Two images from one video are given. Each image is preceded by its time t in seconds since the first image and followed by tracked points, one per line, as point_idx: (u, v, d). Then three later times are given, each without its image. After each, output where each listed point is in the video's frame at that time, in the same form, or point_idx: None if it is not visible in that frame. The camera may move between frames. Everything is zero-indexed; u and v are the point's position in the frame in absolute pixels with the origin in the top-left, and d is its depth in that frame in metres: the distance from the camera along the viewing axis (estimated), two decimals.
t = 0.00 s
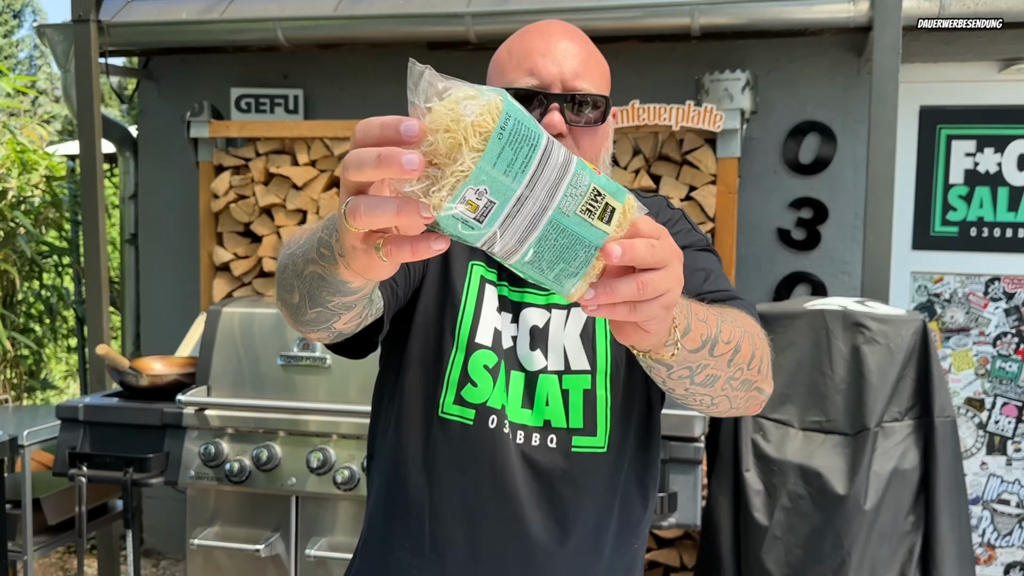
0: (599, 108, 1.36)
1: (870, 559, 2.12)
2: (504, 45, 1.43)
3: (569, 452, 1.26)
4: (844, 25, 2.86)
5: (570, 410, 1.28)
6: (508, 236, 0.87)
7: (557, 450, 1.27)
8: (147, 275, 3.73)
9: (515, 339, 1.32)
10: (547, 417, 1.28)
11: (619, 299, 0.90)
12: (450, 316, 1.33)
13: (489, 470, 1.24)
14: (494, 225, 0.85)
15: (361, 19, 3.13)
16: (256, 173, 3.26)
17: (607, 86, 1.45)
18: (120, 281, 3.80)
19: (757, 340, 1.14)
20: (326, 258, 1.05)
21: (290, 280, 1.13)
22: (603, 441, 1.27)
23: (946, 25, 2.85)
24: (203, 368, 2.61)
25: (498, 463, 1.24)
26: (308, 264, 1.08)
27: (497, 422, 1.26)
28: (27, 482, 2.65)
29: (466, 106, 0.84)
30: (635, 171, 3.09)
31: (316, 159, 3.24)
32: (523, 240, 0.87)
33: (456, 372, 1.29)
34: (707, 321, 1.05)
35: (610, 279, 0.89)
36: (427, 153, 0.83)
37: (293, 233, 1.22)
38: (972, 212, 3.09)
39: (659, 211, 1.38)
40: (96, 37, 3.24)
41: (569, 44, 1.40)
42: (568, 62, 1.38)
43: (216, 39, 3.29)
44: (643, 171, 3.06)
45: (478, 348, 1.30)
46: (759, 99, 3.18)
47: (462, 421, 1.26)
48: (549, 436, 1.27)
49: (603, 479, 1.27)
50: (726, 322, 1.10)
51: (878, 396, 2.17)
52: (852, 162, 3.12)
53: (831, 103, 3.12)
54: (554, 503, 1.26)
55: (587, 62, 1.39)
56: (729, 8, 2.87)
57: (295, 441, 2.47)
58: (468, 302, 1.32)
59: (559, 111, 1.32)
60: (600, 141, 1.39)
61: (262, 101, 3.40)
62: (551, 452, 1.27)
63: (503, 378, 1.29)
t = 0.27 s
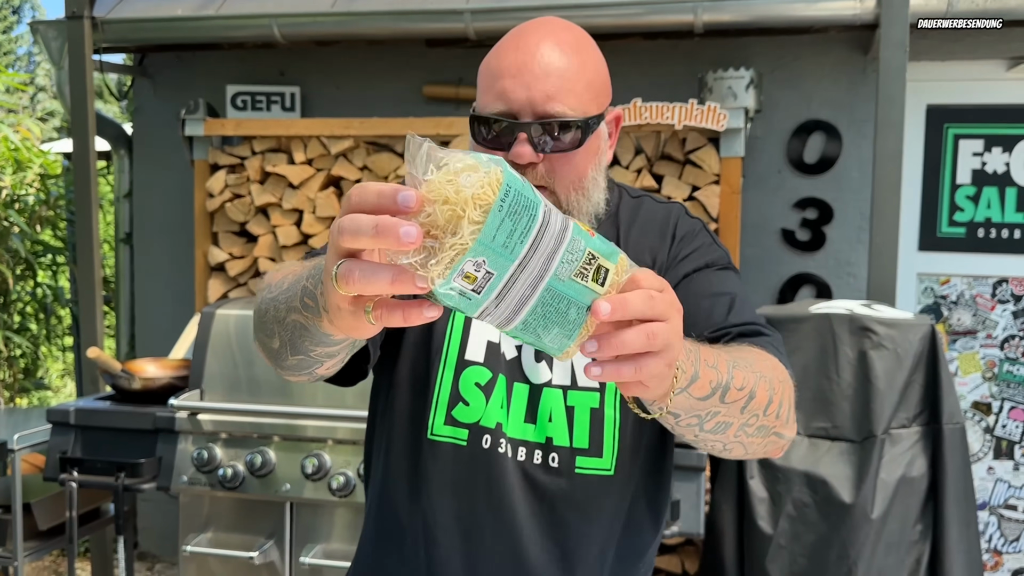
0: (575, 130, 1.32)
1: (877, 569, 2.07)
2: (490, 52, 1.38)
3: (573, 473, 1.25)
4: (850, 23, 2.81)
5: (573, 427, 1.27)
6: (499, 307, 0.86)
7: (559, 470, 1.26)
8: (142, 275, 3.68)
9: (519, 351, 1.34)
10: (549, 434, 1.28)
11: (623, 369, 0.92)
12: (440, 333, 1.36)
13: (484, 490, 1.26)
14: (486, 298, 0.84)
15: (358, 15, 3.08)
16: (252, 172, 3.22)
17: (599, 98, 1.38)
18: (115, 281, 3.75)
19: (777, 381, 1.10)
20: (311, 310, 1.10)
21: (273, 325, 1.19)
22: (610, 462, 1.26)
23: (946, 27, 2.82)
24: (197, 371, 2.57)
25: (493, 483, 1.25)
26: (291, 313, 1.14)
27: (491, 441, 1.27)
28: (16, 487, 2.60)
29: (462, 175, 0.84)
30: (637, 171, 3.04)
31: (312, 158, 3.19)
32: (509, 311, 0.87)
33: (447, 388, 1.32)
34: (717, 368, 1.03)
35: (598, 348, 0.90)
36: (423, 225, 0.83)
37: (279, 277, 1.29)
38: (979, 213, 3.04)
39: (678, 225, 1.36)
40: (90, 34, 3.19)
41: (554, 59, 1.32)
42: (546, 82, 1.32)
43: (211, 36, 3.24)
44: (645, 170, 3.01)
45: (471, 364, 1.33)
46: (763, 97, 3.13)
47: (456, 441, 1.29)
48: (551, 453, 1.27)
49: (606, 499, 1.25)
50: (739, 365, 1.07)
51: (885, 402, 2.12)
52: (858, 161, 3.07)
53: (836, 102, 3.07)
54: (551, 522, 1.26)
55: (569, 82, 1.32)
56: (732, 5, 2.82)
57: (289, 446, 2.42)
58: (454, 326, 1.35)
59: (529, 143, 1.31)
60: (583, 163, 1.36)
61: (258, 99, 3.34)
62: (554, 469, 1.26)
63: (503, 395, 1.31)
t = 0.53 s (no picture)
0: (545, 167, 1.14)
1: None
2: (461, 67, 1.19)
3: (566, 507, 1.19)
4: (853, 22, 2.78)
5: (565, 460, 1.20)
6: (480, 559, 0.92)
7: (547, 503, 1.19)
8: (140, 276, 3.66)
9: (507, 377, 1.23)
10: (538, 466, 1.20)
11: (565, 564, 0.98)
12: (406, 370, 1.29)
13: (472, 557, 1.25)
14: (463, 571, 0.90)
15: (357, 14, 3.05)
16: (250, 172, 3.19)
17: (580, 120, 1.17)
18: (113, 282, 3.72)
19: (781, 499, 1.14)
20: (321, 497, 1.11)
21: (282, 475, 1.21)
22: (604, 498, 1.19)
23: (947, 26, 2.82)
24: (193, 372, 2.54)
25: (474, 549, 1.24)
26: (303, 489, 1.15)
27: (472, 477, 1.21)
28: (10, 490, 2.57)
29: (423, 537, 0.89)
30: (638, 172, 3.00)
31: (311, 158, 3.17)
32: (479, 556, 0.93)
33: (420, 420, 1.27)
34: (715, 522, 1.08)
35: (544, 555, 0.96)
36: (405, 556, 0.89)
37: (287, 404, 1.25)
38: (985, 215, 3.01)
39: (709, 256, 1.24)
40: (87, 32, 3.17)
41: (524, 83, 1.11)
42: (509, 113, 1.12)
43: (209, 35, 3.22)
44: (647, 171, 2.98)
45: (442, 397, 1.26)
46: (766, 97, 3.10)
47: (430, 476, 1.24)
48: (540, 487, 1.19)
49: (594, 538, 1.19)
50: (740, 503, 1.09)
51: (889, 406, 2.09)
52: (861, 162, 3.04)
53: (840, 102, 3.04)
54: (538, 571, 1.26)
55: (537, 112, 1.12)
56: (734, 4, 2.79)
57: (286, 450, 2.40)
58: (423, 358, 1.29)
59: (495, 183, 1.15)
60: (562, 195, 1.19)
61: (257, 99, 3.32)
62: (541, 504, 1.19)
63: (485, 426, 1.23)
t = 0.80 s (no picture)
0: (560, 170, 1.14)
1: None
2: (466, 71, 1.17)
3: (554, 511, 1.18)
4: (858, 22, 2.78)
5: (556, 463, 1.19)
6: None
7: (535, 506, 1.18)
8: (142, 276, 3.65)
9: (500, 376, 1.22)
10: (528, 468, 1.19)
11: None
12: (399, 364, 1.30)
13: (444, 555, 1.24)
14: None
15: (360, 14, 3.05)
16: (253, 172, 3.18)
17: (590, 119, 1.16)
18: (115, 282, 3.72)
19: (755, 539, 1.16)
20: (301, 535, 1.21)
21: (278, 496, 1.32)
22: (594, 504, 1.18)
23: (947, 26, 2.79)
24: (195, 372, 2.53)
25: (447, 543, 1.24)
26: (289, 520, 1.25)
27: (462, 477, 1.21)
28: (11, 489, 2.56)
29: None
30: (642, 172, 2.99)
31: (313, 158, 3.16)
32: None
33: (411, 421, 1.27)
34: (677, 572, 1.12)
35: None
36: None
37: (286, 422, 1.33)
38: (989, 216, 3.00)
39: (714, 266, 1.21)
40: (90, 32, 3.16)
41: (536, 89, 1.11)
42: (523, 119, 1.11)
43: (211, 35, 3.22)
44: (650, 171, 2.97)
45: (432, 395, 1.26)
46: (770, 97, 3.09)
47: (420, 472, 1.25)
48: (529, 489, 1.19)
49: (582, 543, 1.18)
50: (706, 555, 1.13)
51: (894, 408, 2.08)
52: (865, 163, 3.03)
53: (844, 103, 3.03)
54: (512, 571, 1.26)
55: (550, 115, 1.11)
56: (738, 4, 2.78)
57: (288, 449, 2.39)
58: (417, 351, 1.28)
59: (510, 190, 1.15)
60: (574, 197, 1.19)
61: (260, 99, 3.32)
62: (529, 506, 1.19)
63: (477, 425, 1.22)
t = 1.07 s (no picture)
0: (553, 149, 1.14)
1: None
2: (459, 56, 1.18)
3: (540, 493, 1.17)
4: (863, 25, 2.77)
5: (541, 446, 1.18)
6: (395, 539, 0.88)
7: (523, 488, 1.17)
8: (146, 278, 3.65)
9: (486, 360, 1.22)
10: (513, 450, 1.18)
11: None
12: (387, 349, 1.28)
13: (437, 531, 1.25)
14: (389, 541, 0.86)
15: (365, 16, 3.05)
16: (257, 174, 3.19)
17: (580, 102, 1.17)
18: (119, 283, 3.72)
19: (727, 523, 1.10)
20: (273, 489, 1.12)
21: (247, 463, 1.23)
22: (579, 486, 1.17)
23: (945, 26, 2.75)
24: (199, 373, 2.54)
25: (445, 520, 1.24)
26: (258, 480, 1.16)
27: (447, 460, 1.19)
28: (15, 490, 2.56)
29: (380, 480, 0.85)
30: (646, 174, 3.00)
31: (318, 159, 3.16)
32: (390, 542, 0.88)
33: (399, 405, 1.25)
34: (644, 549, 1.05)
35: None
36: (329, 519, 0.86)
37: (259, 394, 1.28)
38: (994, 219, 2.99)
39: (691, 251, 1.21)
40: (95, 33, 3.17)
41: (530, 67, 1.12)
42: (518, 96, 1.12)
43: (216, 36, 3.22)
44: (654, 173, 2.98)
45: (423, 377, 1.24)
46: (774, 100, 3.09)
47: (407, 454, 1.23)
48: (514, 471, 1.18)
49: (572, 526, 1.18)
50: (673, 532, 1.07)
51: (900, 410, 2.07)
52: (870, 165, 3.03)
53: (849, 105, 3.03)
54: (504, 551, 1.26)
55: (544, 93, 1.12)
56: (743, 6, 2.78)
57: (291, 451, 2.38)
58: (407, 333, 1.27)
59: (503, 167, 1.15)
60: (564, 178, 1.20)
61: (264, 101, 3.32)
62: (515, 488, 1.17)
63: (462, 408, 1.21)
